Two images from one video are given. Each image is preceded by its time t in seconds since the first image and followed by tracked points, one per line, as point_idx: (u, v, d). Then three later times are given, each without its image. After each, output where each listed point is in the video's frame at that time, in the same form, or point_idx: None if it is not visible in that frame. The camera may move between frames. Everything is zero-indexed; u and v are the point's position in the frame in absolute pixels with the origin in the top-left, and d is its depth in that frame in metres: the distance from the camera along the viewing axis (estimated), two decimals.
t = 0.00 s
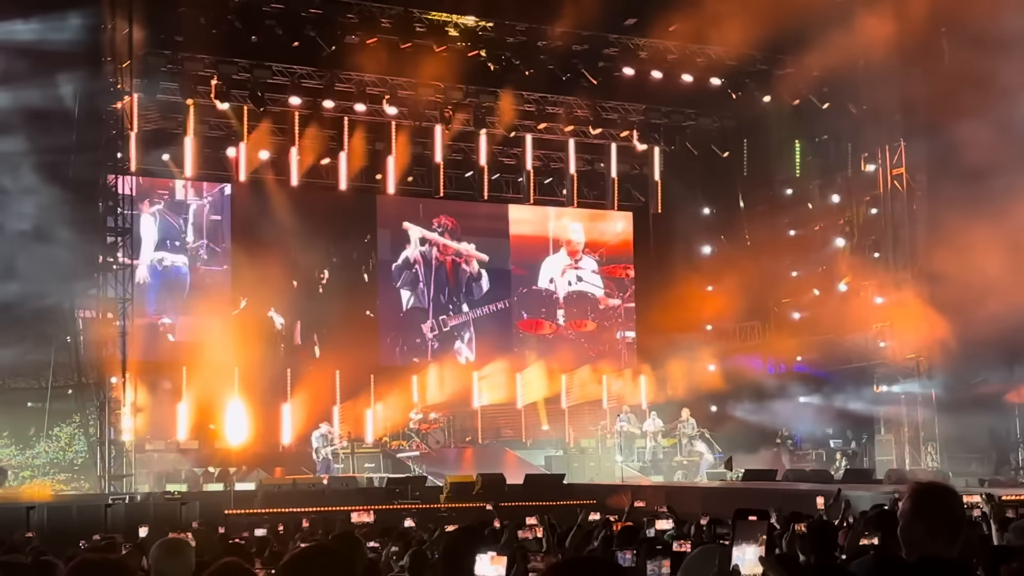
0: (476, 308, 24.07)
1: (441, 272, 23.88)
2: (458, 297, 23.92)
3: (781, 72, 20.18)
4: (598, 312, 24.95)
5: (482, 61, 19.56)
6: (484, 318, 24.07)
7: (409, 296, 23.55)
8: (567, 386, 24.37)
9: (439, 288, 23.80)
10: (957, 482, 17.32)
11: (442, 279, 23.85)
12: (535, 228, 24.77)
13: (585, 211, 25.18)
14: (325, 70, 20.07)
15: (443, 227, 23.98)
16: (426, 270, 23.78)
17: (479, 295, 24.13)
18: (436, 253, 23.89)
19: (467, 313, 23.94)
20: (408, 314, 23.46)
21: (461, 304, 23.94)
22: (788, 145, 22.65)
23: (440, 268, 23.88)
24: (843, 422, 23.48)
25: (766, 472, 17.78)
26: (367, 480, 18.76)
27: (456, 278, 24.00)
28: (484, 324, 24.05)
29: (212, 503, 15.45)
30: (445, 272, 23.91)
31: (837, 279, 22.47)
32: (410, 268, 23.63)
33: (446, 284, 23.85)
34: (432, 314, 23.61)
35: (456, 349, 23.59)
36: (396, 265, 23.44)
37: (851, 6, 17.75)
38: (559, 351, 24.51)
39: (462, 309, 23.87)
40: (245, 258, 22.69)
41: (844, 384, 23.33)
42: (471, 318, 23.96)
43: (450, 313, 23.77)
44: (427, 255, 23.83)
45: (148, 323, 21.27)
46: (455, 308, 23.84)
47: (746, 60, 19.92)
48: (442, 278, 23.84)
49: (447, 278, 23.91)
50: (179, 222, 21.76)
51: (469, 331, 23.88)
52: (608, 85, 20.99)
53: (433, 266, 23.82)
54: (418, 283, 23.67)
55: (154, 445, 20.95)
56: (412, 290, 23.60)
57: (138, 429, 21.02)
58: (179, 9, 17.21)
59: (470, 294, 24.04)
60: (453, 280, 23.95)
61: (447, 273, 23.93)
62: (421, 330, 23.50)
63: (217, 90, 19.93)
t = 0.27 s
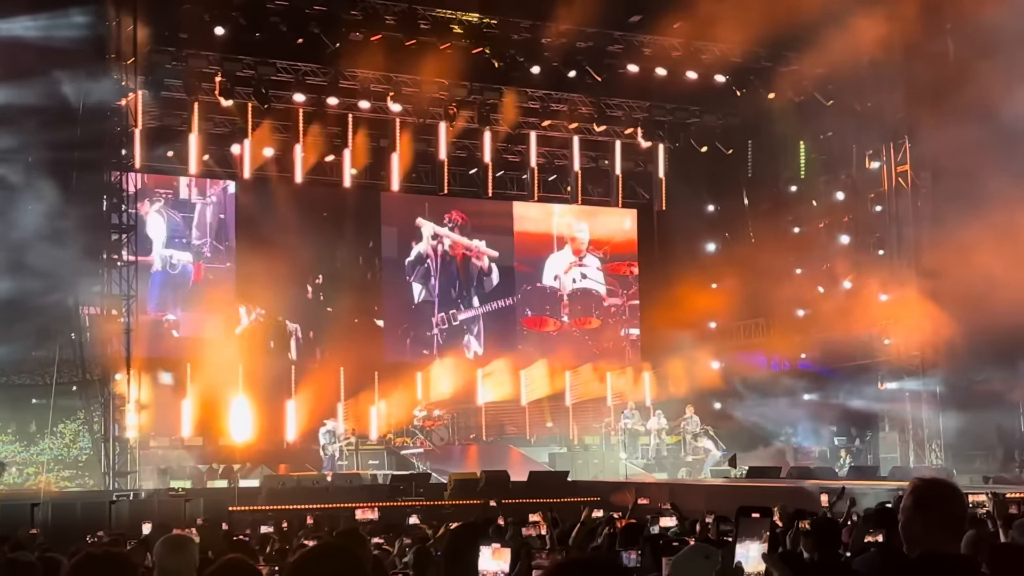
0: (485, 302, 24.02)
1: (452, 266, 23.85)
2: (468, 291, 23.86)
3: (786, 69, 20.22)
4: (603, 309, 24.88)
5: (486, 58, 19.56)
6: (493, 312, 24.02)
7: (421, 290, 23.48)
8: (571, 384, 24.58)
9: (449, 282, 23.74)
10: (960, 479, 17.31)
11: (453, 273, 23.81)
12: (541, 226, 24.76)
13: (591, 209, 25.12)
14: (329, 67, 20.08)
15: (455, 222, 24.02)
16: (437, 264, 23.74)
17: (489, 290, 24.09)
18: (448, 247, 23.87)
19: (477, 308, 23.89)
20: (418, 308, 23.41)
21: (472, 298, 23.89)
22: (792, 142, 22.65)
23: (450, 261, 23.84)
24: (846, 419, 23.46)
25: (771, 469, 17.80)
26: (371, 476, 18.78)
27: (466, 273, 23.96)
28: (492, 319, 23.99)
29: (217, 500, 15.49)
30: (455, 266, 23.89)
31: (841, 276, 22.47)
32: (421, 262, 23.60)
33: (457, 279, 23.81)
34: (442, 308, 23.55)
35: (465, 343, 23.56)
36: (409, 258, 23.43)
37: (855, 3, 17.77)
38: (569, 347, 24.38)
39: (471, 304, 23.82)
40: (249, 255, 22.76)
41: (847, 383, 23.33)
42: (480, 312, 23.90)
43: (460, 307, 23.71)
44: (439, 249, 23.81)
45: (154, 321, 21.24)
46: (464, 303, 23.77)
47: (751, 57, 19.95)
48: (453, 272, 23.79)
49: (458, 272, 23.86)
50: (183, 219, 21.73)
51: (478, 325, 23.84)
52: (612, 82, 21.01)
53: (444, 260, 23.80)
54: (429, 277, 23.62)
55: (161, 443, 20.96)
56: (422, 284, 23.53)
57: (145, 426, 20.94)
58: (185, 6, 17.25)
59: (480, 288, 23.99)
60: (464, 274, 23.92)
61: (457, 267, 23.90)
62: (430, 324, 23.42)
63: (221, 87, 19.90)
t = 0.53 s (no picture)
0: (498, 296, 24.07)
1: (465, 263, 23.91)
2: (482, 286, 23.93)
3: (792, 66, 20.20)
4: (608, 306, 24.87)
5: (492, 55, 19.55)
6: (508, 306, 24.06)
7: (436, 288, 23.54)
8: (576, 381, 24.67)
9: (462, 279, 23.81)
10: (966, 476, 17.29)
11: (466, 270, 23.89)
12: (545, 224, 24.73)
13: (594, 206, 25.11)
14: (334, 64, 20.06)
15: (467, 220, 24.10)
16: (449, 261, 23.78)
17: (501, 284, 24.12)
18: (460, 244, 23.92)
19: (491, 304, 23.94)
20: (432, 305, 23.43)
21: (486, 294, 23.96)
22: (798, 139, 22.61)
23: (463, 258, 23.91)
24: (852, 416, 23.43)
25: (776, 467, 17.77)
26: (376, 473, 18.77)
27: (479, 270, 24.02)
28: (508, 311, 24.04)
29: (222, 497, 15.48)
30: (469, 263, 23.96)
31: (847, 274, 22.43)
32: (434, 259, 23.65)
33: (470, 275, 23.88)
34: (456, 304, 23.60)
35: (478, 339, 23.64)
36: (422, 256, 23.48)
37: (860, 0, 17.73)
38: (575, 345, 24.34)
39: (485, 299, 23.87)
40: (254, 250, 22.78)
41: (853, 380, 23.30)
42: (494, 307, 23.95)
43: (475, 303, 23.78)
44: (451, 246, 23.85)
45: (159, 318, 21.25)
46: (479, 299, 23.84)
47: (756, 55, 19.91)
48: (466, 269, 23.87)
49: (471, 269, 23.93)
50: (192, 218, 21.79)
51: (492, 319, 23.90)
52: (617, 79, 20.98)
53: (457, 257, 23.85)
54: (442, 274, 23.66)
55: (165, 438, 20.93)
56: (436, 281, 23.58)
57: (150, 424, 20.89)
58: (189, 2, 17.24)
59: (493, 283, 24.04)
60: (477, 271, 23.99)
61: (471, 264, 23.97)
62: (444, 320, 23.47)
63: (226, 83, 19.91)
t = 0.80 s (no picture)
0: (501, 280, 24.24)
1: (468, 248, 24.07)
2: (485, 271, 24.10)
3: (800, 62, 20.17)
4: (616, 303, 24.82)
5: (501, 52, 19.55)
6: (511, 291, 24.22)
7: (438, 271, 23.72)
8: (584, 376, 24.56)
9: (465, 263, 23.98)
10: (974, 472, 17.27)
11: (469, 254, 24.06)
12: (554, 221, 24.73)
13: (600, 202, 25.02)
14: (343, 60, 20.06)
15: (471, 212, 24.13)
16: (452, 246, 23.94)
17: (504, 268, 24.30)
18: (463, 230, 24.05)
19: (494, 287, 24.12)
20: (434, 289, 23.62)
21: (490, 278, 24.14)
22: (807, 135, 22.59)
23: (467, 243, 24.07)
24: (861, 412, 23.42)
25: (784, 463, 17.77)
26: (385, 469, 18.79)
27: (483, 255, 24.17)
28: (511, 296, 24.22)
29: (231, 493, 15.50)
30: (473, 247, 24.11)
31: (856, 270, 22.42)
32: (436, 245, 23.82)
33: (473, 259, 24.05)
34: (459, 287, 23.78)
35: (477, 324, 23.75)
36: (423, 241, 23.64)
37: None
38: (581, 342, 24.35)
39: (488, 282, 24.06)
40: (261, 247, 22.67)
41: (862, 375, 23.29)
42: (498, 290, 24.13)
43: (478, 286, 23.96)
44: (454, 233, 23.98)
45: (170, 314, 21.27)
46: (482, 283, 24.00)
47: (764, 51, 19.90)
48: (469, 252, 24.03)
49: (474, 254, 24.09)
50: (204, 216, 21.81)
51: (496, 303, 24.08)
52: (626, 75, 20.96)
53: (460, 242, 24.01)
54: (444, 258, 23.83)
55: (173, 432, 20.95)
56: (439, 265, 23.77)
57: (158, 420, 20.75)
58: None
59: (496, 267, 24.22)
60: (480, 255, 24.14)
61: (475, 248, 24.12)
62: (446, 303, 23.65)
63: (235, 79, 19.95)
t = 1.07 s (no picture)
0: (495, 276, 24.04)
1: (462, 245, 23.85)
2: (480, 267, 23.90)
3: (806, 59, 20.15)
4: (622, 300, 24.80)
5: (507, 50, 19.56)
6: (507, 286, 24.03)
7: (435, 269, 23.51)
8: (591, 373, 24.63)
9: (460, 261, 23.77)
10: (980, 470, 17.24)
11: (463, 250, 23.84)
12: (559, 219, 24.66)
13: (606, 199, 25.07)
14: (348, 58, 20.03)
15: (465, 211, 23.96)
16: (447, 245, 23.72)
17: (498, 263, 24.09)
18: (458, 229, 23.84)
19: (489, 282, 23.92)
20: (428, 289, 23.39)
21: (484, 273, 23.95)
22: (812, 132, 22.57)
23: (461, 241, 23.85)
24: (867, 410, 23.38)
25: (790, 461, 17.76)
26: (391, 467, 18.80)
27: (477, 251, 23.96)
28: (506, 291, 24.01)
29: (236, 490, 15.51)
30: (467, 245, 23.89)
31: (861, 267, 22.39)
32: (432, 245, 23.58)
33: (468, 256, 23.83)
34: (454, 284, 23.59)
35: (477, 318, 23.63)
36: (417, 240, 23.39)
37: None
38: (581, 340, 24.25)
39: (484, 278, 23.85)
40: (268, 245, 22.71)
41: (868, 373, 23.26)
42: (493, 284, 23.93)
43: (474, 281, 23.79)
44: (448, 232, 23.76)
45: (176, 313, 21.22)
46: (478, 279, 23.81)
47: (770, 48, 19.89)
48: (464, 249, 23.83)
49: (469, 251, 23.87)
50: (212, 214, 21.80)
51: (491, 298, 23.88)
52: (631, 73, 20.94)
53: (455, 240, 23.79)
54: (439, 257, 23.59)
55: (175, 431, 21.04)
56: (434, 264, 23.54)
57: (163, 419, 20.93)
58: None
59: (490, 263, 24.02)
60: (474, 251, 23.93)
61: (469, 245, 23.91)
62: (443, 300, 23.46)
63: (241, 77, 19.97)
